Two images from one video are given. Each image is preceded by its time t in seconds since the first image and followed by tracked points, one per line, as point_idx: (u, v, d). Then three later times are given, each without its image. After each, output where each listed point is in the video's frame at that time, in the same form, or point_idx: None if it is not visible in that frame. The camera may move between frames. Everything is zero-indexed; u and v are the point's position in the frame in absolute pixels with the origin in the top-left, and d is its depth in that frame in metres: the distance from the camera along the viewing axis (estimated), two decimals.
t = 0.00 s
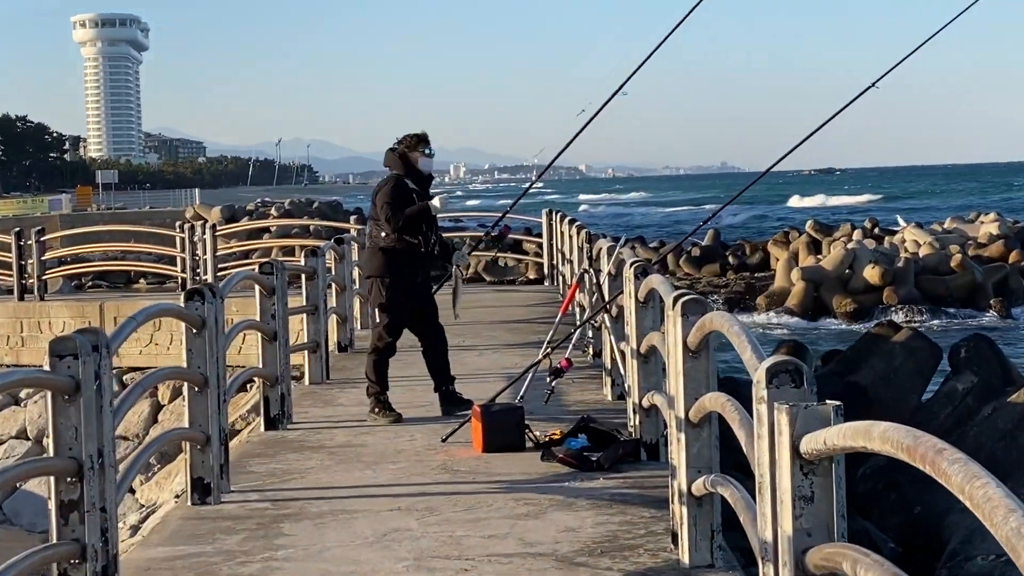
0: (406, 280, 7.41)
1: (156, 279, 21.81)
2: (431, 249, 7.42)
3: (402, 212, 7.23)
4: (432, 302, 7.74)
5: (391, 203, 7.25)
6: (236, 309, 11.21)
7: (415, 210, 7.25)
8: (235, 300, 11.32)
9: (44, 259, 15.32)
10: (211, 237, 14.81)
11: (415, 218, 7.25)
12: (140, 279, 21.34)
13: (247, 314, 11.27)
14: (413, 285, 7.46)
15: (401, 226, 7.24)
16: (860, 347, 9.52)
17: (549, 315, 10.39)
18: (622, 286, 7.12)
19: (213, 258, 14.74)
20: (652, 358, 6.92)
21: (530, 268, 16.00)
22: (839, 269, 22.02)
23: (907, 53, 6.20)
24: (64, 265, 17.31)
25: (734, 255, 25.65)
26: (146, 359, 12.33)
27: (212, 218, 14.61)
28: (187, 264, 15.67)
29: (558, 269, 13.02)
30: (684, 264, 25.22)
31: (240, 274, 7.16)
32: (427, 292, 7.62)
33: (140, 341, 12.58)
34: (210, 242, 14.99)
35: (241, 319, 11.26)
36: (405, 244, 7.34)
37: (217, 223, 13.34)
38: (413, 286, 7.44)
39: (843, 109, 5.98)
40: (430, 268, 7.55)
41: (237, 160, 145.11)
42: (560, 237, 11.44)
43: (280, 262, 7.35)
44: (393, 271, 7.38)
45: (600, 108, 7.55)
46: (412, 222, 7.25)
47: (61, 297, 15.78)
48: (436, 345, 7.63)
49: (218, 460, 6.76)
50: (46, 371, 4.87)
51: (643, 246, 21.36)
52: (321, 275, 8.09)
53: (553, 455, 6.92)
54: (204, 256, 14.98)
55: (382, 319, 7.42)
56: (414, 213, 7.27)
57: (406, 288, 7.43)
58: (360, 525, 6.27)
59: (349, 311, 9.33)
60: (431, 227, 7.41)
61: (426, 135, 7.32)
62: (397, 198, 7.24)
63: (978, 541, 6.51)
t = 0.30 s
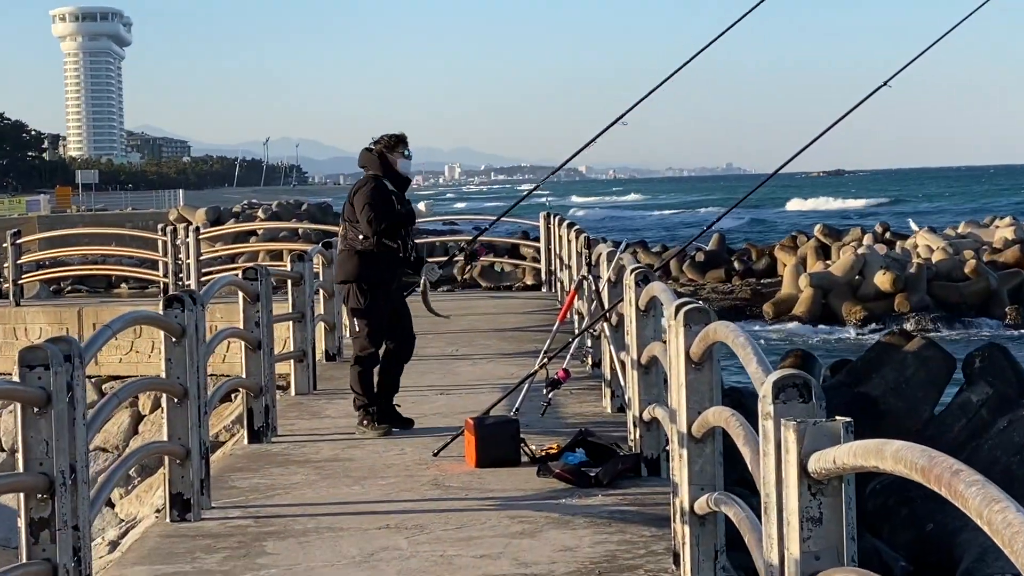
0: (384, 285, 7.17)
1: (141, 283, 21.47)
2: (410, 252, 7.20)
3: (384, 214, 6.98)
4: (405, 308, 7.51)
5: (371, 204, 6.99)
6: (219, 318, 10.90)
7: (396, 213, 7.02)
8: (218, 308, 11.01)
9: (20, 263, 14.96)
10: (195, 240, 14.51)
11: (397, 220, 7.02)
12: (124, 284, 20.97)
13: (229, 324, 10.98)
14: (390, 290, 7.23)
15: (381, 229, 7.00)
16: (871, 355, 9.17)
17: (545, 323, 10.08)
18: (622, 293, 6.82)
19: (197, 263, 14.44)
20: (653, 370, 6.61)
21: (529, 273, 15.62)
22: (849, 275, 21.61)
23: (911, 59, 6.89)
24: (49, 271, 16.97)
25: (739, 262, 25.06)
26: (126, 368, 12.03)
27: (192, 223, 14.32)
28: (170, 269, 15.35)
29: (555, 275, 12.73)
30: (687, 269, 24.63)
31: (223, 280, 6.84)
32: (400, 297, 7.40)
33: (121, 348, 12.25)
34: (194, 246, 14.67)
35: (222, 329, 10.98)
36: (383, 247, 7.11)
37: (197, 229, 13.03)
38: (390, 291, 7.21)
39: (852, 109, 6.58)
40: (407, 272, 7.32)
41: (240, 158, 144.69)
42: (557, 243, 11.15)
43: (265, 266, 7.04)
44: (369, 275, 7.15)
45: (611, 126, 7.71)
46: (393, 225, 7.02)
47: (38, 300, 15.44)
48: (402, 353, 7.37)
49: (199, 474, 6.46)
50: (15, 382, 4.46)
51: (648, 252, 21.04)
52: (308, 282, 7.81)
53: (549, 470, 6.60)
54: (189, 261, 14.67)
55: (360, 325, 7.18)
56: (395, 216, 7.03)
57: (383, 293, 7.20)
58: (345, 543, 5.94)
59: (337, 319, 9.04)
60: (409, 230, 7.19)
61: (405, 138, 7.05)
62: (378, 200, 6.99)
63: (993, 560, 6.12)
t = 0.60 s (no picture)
0: (366, 290, 7.10)
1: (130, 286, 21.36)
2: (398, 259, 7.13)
3: (380, 217, 6.90)
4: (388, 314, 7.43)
5: (368, 205, 6.90)
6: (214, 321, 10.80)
7: (392, 217, 6.94)
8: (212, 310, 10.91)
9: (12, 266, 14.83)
10: (189, 241, 14.40)
11: (391, 225, 6.95)
12: (115, 284, 20.86)
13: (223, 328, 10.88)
14: (372, 295, 7.15)
15: (375, 232, 6.92)
16: (875, 363, 9.16)
17: (543, 327, 9.98)
18: (623, 297, 6.72)
19: (190, 264, 14.34)
20: (655, 374, 6.53)
21: (526, 277, 15.55)
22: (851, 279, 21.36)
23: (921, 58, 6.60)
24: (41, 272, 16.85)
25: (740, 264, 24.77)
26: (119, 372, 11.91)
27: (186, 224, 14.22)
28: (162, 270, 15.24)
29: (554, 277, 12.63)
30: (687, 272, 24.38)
31: (217, 282, 6.73)
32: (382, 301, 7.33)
33: (113, 350, 12.14)
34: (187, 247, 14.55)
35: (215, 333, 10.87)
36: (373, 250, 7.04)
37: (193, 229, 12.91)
38: (372, 297, 7.14)
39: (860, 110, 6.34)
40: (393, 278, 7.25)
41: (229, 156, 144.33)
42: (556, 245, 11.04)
43: (260, 268, 6.91)
44: (356, 276, 7.08)
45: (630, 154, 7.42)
46: (386, 229, 6.95)
47: (30, 304, 15.33)
48: (378, 364, 7.30)
49: (193, 481, 6.36)
50: (8, 388, 4.35)
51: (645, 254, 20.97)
52: (304, 284, 7.71)
53: (548, 477, 6.50)
54: (183, 262, 14.56)
55: (346, 325, 7.11)
56: (390, 220, 6.96)
57: (367, 295, 7.13)
58: (343, 550, 5.83)
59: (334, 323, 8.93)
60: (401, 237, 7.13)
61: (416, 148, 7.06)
62: (376, 203, 6.91)
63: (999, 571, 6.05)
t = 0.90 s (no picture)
0: (353, 283, 6.86)
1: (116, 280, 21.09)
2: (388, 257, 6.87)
3: (376, 213, 6.64)
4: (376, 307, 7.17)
5: (367, 197, 6.65)
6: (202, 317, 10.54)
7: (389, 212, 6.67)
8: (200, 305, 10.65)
9: None
10: (176, 234, 14.13)
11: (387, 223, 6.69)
12: (102, 280, 20.56)
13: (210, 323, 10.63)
14: (357, 289, 6.90)
15: (370, 226, 6.66)
16: (887, 362, 8.99)
17: (542, 323, 9.73)
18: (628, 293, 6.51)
19: (178, 258, 14.07)
20: (661, 372, 6.31)
21: (524, 273, 15.34)
22: (861, 275, 20.57)
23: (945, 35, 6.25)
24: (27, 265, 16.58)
25: (747, 259, 24.09)
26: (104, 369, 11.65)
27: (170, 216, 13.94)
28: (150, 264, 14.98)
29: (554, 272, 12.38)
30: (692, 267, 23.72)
31: (206, 277, 6.48)
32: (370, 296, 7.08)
33: (98, 347, 11.87)
34: (175, 240, 14.28)
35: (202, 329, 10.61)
36: (364, 244, 6.79)
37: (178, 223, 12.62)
38: (357, 292, 6.90)
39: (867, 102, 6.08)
40: (382, 275, 7.00)
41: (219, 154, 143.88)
42: (556, 239, 10.79)
43: (252, 262, 6.64)
44: (344, 268, 6.83)
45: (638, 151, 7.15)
46: (383, 226, 6.68)
47: (17, 297, 15.07)
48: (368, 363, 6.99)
49: (182, 482, 6.13)
50: None
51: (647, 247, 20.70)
52: (296, 279, 7.47)
53: (550, 478, 6.27)
54: (171, 256, 14.28)
55: (331, 318, 6.86)
56: (387, 215, 6.69)
57: (352, 289, 6.88)
58: (336, 554, 5.59)
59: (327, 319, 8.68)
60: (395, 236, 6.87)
61: (422, 147, 6.93)
62: (374, 197, 6.65)
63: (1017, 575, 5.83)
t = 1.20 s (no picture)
0: (346, 274, 6.62)
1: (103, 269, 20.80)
2: (381, 245, 6.61)
3: (374, 199, 6.38)
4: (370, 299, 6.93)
5: (361, 182, 6.39)
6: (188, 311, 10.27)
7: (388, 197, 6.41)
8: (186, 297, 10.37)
9: None
10: (165, 223, 13.85)
11: (386, 208, 6.42)
12: (88, 270, 20.26)
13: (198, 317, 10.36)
14: (351, 280, 6.66)
15: (367, 213, 6.40)
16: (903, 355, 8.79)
17: (544, 316, 9.48)
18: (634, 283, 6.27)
19: (167, 248, 13.80)
20: (669, 366, 6.06)
21: (524, 263, 15.07)
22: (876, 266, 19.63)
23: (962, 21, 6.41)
24: (16, 252, 16.30)
25: (758, 249, 23.40)
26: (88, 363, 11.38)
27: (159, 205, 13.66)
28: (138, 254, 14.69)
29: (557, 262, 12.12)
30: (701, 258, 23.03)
31: (194, 267, 6.22)
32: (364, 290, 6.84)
33: (83, 341, 11.60)
34: (164, 229, 14.00)
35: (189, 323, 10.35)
36: (357, 233, 6.53)
37: (166, 213, 12.34)
38: (351, 283, 6.65)
39: (896, 76, 6.10)
40: (374, 265, 6.73)
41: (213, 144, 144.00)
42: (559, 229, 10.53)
43: (242, 251, 6.38)
44: (335, 259, 6.58)
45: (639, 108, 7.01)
46: (381, 212, 6.42)
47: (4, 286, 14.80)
48: (366, 353, 6.82)
49: (170, 480, 5.85)
50: None
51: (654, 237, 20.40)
52: (288, 268, 7.20)
53: (553, 477, 6.02)
54: (159, 245, 14.00)
55: (323, 311, 6.61)
56: (384, 200, 6.42)
57: (344, 281, 6.63)
58: (331, 555, 5.34)
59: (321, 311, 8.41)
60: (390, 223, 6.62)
61: (422, 133, 6.67)
62: (370, 182, 6.39)
63: None
